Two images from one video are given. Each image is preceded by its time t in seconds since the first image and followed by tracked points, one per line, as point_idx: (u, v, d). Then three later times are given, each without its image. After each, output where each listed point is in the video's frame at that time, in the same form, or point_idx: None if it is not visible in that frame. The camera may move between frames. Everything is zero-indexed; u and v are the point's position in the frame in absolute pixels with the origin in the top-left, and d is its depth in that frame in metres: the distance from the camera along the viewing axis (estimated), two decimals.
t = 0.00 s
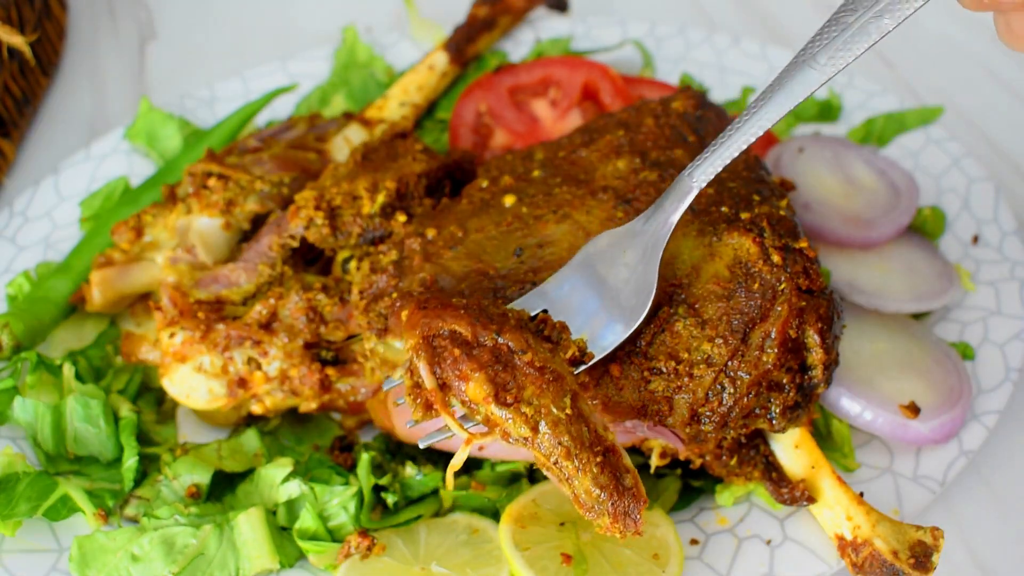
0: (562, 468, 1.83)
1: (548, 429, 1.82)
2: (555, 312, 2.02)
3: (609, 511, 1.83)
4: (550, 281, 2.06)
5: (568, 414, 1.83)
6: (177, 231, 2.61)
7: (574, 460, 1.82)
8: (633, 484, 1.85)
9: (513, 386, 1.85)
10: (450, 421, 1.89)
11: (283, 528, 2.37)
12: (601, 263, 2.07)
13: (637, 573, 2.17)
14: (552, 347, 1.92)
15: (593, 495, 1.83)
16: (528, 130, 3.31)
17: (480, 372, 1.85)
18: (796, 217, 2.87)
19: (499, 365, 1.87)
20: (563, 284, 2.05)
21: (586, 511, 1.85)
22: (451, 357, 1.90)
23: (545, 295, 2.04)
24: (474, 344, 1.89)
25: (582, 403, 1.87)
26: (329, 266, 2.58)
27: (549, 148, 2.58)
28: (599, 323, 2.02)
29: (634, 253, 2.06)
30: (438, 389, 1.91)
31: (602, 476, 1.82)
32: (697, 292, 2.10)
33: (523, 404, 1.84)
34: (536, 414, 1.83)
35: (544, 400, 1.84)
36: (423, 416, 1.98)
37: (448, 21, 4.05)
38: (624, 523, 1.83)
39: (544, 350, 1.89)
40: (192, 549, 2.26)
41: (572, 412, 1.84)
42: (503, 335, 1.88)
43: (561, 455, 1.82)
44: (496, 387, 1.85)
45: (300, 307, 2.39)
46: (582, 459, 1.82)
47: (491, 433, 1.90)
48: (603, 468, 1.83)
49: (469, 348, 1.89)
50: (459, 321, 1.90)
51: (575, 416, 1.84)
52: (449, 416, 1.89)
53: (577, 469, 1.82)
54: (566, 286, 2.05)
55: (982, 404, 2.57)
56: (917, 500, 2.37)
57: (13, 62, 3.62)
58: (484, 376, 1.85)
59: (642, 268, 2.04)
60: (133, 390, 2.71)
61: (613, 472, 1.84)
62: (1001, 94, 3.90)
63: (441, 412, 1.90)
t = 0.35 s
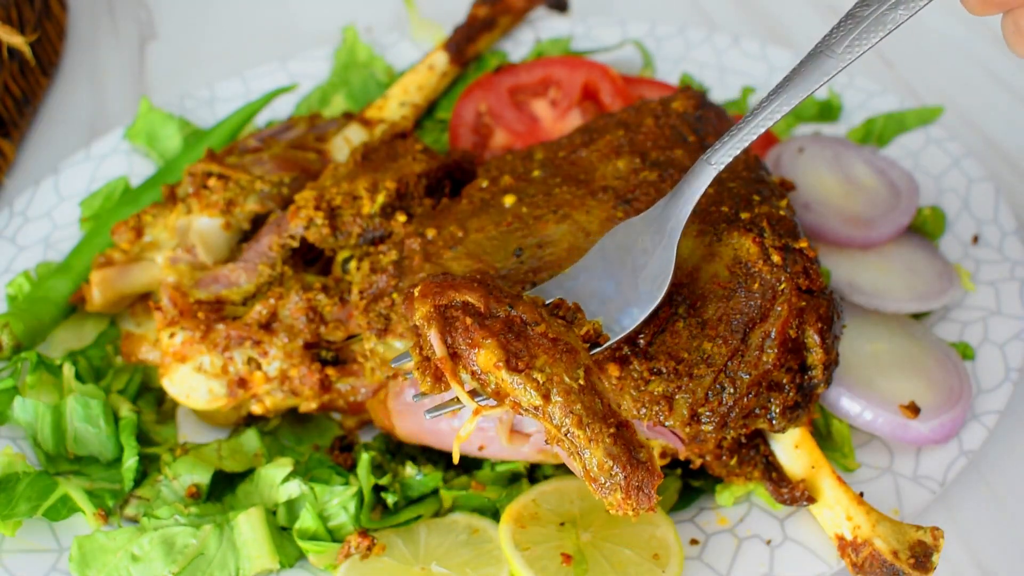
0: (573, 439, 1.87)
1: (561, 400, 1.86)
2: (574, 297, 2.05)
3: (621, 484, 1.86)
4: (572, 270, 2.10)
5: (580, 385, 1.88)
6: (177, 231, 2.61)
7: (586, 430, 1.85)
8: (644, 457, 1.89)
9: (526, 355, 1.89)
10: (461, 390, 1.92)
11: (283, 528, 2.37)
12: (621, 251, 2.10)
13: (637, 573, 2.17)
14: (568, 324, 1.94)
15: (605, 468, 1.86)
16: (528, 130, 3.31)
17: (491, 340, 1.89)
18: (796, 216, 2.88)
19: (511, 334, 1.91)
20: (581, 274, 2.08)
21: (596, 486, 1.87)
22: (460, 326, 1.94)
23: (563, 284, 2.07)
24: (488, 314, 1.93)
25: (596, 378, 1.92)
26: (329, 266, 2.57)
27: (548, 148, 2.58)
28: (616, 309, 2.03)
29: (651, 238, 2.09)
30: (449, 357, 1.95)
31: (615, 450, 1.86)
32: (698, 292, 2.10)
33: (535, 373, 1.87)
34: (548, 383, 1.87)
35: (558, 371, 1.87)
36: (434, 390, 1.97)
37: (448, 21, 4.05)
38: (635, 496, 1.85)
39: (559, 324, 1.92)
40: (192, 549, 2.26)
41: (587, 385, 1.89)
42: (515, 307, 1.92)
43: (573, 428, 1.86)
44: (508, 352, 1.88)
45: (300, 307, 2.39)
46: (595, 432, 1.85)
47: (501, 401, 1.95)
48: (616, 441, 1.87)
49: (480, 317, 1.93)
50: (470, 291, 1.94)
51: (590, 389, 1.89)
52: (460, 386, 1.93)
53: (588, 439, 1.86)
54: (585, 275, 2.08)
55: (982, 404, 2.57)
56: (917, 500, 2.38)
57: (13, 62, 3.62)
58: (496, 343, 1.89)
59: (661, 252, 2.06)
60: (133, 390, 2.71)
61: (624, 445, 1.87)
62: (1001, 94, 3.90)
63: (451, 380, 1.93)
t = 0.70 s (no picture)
0: (527, 330, 1.58)
1: (520, 291, 1.60)
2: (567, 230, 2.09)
3: (582, 379, 1.54)
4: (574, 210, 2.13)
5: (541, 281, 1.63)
6: (177, 231, 2.61)
7: (544, 318, 1.57)
8: (609, 354, 1.58)
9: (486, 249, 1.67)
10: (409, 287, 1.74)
11: (283, 528, 2.37)
12: (610, 196, 2.10)
13: (637, 573, 2.17)
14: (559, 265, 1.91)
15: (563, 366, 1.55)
16: (528, 130, 3.31)
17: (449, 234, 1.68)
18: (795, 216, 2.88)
19: (474, 233, 1.70)
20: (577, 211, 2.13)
21: (553, 386, 1.56)
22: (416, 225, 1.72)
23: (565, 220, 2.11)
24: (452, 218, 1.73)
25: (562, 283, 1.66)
26: (329, 266, 2.57)
27: (548, 148, 2.58)
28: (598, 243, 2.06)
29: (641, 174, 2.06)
30: (399, 257, 1.73)
31: (576, 343, 1.56)
32: (697, 292, 2.09)
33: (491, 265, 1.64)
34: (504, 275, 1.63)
35: (514, 263, 1.65)
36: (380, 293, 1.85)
37: (448, 21, 4.05)
38: (596, 391, 1.54)
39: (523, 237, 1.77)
40: (192, 549, 2.26)
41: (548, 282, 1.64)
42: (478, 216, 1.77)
43: (529, 319, 1.58)
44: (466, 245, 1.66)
45: (300, 307, 2.39)
46: (555, 320, 1.58)
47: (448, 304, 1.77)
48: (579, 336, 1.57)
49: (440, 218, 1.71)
50: (434, 200, 1.76)
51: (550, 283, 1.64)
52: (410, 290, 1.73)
53: (543, 327, 1.57)
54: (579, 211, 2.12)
55: (982, 404, 2.57)
56: (917, 500, 2.38)
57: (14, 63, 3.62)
58: (454, 239, 1.68)
59: (643, 196, 2.04)
60: (133, 390, 2.71)
61: (585, 341, 1.57)
62: (1001, 93, 3.90)
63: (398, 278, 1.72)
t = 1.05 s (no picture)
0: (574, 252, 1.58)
1: (567, 218, 1.61)
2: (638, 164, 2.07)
3: (635, 290, 1.49)
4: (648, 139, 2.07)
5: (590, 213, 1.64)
6: (177, 230, 2.61)
7: (592, 239, 1.56)
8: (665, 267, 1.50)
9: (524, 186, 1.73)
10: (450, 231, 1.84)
11: (283, 528, 2.37)
12: (678, 123, 2.04)
13: (637, 573, 2.17)
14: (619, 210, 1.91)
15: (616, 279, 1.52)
16: (528, 130, 3.31)
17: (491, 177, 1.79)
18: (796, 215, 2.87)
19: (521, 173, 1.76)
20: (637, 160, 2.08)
21: (606, 309, 1.51)
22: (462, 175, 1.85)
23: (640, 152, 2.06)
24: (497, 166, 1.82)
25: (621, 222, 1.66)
26: (329, 266, 2.56)
27: (549, 148, 2.59)
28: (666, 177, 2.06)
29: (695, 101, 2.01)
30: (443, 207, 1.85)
31: (627, 260, 1.52)
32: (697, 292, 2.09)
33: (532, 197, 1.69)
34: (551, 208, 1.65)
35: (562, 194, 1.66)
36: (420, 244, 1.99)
37: (448, 21, 4.05)
38: (652, 304, 1.47)
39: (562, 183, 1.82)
40: (192, 549, 2.26)
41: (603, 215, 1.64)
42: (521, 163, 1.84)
43: (579, 244, 1.57)
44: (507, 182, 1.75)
45: (300, 307, 2.38)
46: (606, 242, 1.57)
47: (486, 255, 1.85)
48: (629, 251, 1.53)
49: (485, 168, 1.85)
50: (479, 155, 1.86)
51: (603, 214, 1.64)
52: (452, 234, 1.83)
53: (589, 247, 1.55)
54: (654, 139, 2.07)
55: (982, 404, 2.57)
56: (917, 500, 2.38)
57: (13, 63, 3.62)
58: (495, 181, 1.77)
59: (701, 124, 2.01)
60: (133, 391, 2.71)
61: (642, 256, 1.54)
62: (1001, 94, 3.90)
63: (440, 225, 1.84)
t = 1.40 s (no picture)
0: (707, 364, 1.74)
1: (686, 322, 1.74)
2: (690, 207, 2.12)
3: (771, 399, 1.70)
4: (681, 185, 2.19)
5: (706, 300, 1.75)
6: (177, 231, 2.62)
7: (720, 350, 1.72)
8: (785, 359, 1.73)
9: (639, 276, 1.79)
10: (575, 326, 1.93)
11: (283, 528, 2.37)
12: (757, 146, 2.09)
13: (637, 573, 2.17)
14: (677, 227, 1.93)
15: (755, 400, 1.71)
16: (528, 130, 3.32)
17: (600, 267, 1.83)
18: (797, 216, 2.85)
19: (623, 256, 1.83)
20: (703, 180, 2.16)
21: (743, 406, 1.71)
22: (569, 260, 1.89)
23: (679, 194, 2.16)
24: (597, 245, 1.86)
25: (726, 290, 1.79)
26: (329, 266, 2.57)
27: (549, 148, 2.60)
28: (745, 210, 2.04)
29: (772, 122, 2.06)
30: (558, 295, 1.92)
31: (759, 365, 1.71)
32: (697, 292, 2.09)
33: (653, 294, 1.78)
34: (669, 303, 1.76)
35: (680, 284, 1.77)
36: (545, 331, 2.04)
37: (448, 21, 4.05)
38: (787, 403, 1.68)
39: (673, 238, 1.87)
40: (192, 549, 2.26)
41: (715, 297, 1.76)
42: (624, 227, 1.87)
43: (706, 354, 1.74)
44: (621, 278, 1.80)
45: (300, 307, 2.38)
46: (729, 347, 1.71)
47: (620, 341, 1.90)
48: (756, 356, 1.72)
49: (588, 244, 1.87)
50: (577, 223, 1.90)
51: (720, 302, 1.76)
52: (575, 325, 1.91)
53: (722, 358, 1.72)
54: (724, 158, 2.15)
55: (982, 404, 2.57)
56: (917, 500, 2.38)
57: (13, 62, 3.61)
58: (605, 270, 1.83)
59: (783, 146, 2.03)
60: (133, 391, 2.71)
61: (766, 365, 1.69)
62: (1001, 93, 3.90)
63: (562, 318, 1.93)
